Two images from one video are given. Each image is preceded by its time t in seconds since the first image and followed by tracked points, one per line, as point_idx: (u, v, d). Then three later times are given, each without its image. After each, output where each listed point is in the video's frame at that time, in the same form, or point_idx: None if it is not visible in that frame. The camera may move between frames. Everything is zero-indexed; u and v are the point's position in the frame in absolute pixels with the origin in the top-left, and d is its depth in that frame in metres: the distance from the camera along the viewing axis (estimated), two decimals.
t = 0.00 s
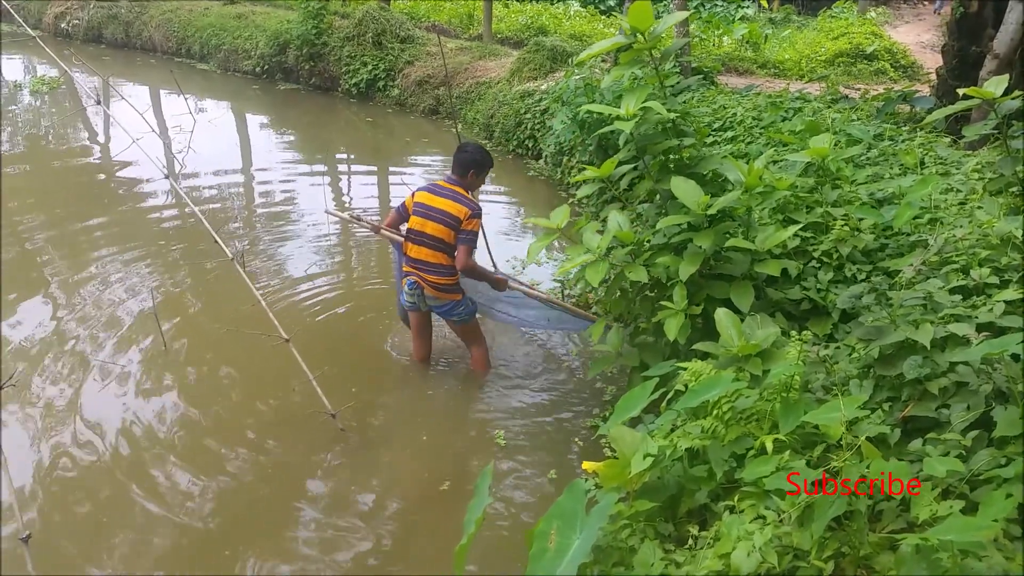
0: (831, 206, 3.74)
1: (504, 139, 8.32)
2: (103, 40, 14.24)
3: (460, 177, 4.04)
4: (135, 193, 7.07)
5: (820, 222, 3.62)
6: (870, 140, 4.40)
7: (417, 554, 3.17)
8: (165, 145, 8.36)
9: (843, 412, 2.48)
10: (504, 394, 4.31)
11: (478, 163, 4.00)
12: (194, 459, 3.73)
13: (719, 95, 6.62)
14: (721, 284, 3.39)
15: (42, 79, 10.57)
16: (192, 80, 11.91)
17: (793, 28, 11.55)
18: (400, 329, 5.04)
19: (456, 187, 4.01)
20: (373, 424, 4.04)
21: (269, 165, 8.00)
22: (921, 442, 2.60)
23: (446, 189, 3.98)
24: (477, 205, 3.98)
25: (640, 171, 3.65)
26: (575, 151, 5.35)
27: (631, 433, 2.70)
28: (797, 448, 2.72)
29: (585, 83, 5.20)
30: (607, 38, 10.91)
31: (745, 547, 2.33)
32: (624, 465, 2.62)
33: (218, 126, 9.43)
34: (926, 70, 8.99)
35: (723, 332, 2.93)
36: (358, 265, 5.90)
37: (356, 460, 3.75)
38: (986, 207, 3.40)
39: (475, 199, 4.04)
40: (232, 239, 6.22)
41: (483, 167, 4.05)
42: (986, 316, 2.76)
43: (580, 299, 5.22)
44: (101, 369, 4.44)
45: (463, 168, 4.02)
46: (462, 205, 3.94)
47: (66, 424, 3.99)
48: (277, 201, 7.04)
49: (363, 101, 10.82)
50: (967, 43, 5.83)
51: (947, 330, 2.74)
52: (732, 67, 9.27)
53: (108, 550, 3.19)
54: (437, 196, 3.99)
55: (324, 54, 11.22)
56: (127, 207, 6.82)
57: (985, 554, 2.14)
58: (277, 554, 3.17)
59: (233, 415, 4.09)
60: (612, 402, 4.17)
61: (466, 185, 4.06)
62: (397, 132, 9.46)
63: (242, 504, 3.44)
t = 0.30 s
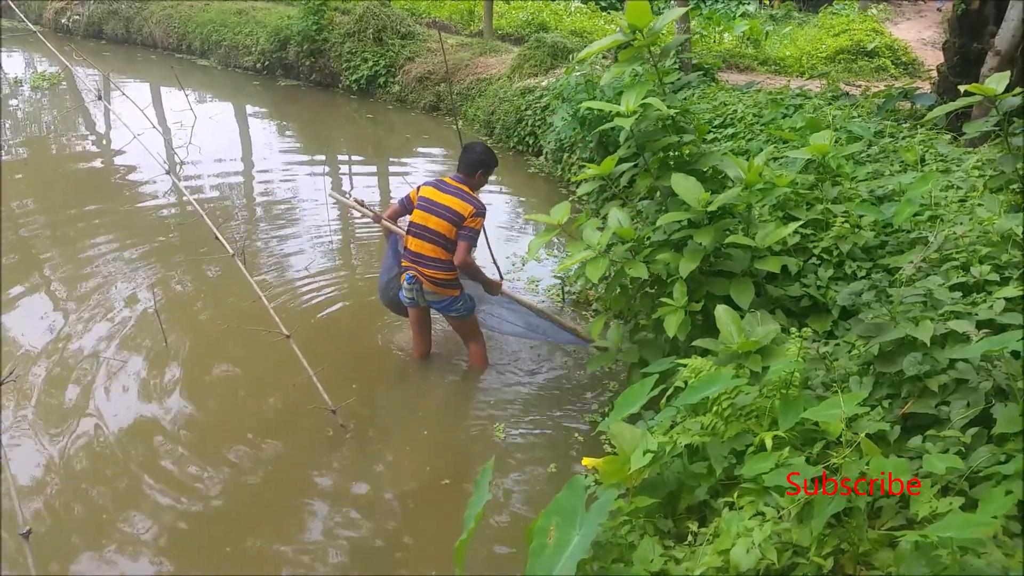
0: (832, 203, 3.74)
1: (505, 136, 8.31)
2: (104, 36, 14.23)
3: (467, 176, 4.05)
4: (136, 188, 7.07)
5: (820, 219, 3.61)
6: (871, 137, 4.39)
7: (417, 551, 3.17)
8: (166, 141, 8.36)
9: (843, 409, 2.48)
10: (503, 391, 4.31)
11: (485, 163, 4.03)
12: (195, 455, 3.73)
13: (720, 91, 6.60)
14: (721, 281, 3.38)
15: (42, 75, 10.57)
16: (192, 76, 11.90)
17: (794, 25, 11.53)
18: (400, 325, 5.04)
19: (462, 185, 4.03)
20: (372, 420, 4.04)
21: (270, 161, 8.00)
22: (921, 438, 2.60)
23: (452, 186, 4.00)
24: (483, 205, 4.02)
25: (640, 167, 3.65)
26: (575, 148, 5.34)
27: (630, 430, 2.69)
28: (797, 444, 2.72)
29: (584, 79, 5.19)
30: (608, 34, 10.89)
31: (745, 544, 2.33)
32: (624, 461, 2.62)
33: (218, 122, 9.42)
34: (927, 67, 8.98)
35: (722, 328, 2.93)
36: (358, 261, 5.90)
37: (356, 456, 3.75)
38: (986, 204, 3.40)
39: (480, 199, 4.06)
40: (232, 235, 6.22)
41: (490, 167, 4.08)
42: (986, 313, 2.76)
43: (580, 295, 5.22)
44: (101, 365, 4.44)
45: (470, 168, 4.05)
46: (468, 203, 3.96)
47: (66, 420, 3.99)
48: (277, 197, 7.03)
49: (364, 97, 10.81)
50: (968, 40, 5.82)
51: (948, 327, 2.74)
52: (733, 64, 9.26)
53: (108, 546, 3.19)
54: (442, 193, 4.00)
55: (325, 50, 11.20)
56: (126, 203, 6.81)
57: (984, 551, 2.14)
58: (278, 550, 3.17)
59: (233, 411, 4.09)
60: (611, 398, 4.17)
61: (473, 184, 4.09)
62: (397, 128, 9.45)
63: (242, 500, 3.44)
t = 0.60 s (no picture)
0: (834, 204, 3.74)
1: (506, 136, 8.31)
2: (106, 35, 14.24)
3: (476, 180, 4.07)
4: (137, 188, 7.08)
5: (822, 220, 3.61)
6: (873, 138, 4.39)
7: (418, 551, 3.17)
8: (168, 140, 8.37)
9: (845, 410, 2.47)
10: (503, 391, 4.31)
11: (491, 167, 4.05)
12: (197, 454, 3.74)
13: (722, 92, 6.60)
14: (722, 282, 3.38)
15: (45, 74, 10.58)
16: (194, 76, 11.91)
17: (797, 26, 11.52)
18: (401, 325, 5.04)
19: (469, 188, 4.05)
20: (373, 420, 4.04)
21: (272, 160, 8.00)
22: (922, 440, 2.60)
23: (459, 189, 4.02)
24: (489, 209, 4.04)
25: (643, 168, 3.65)
26: (577, 148, 5.34)
27: (632, 431, 2.70)
28: (798, 446, 2.72)
29: (587, 79, 5.19)
30: (610, 35, 10.88)
31: (746, 545, 2.33)
32: (625, 462, 2.62)
33: (221, 122, 9.43)
34: (930, 68, 8.97)
35: (724, 330, 2.93)
36: (360, 261, 5.90)
37: (357, 456, 3.76)
38: (989, 205, 3.39)
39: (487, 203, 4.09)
40: (234, 235, 6.22)
41: (497, 172, 4.11)
42: (988, 315, 2.76)
43: (581, 297, 5.22)
44: (101, 366, 4.44)
45: (478, 171, 4.08)
46: (474, 206, 3.99)
47: (67, 419, 3.99)
48: (279, 197, 7.04)
49: (366, 97, 10.81)
50: (971, 41, 5.81)
51: (950, 329, 2.73)
52: (735, 65, 9.25)
53: (109, 545, 3.19)
54: (450, 194, 4.02)
55: (327, 50, 11.21)
56: (128, 203, 6.82)
57: (986, 553, 2.13)
58: (279, 550, 3.17)
59: (235, 411, 4.09)
60: (613, 399, 4.18)
61: (480, 188, 4.12)
62: (399, 128, 9.45)
63: (244, 500, 3.45)
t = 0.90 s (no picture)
0: (837, 205, 3.73)
1: (509, 136, 8.32)
2: (109, 35, 14.26)
3: (479, 178, 4.08)
4: (140, 187, 7.08)
5: (826, 221, 3.61)
6: (877, 140, 4.39)
7: (420, 551, 3.18)
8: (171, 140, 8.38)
9: (848, 412, 2.47)
10: (506, 391, 4.31)
11: (494, 165, 4.06)
12: (200, 454, 3.74)
13: (725, 93, 6.60)
14: (726, 283, 3.38)
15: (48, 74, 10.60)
16: (197, 76, 11.92)
17: (800, 27, 11.51)
18: (404, 326, 5.05)
19: (473, 188, 4.06)
20: (376, 420, 4.04)
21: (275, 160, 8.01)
22: (926, 442, 2.60)
23: (463, 188, 4.04)
24: (493, 207, 4.06)
25: (645, 169, 3.66)
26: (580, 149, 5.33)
27: (635, 432, 2.71)
28: (802, 448, 2.71)
29: (591, 80, 5.18)
30: (613, 36, 10.88)
31: (749, 547, 2.33)
32: (629, 463, 2.62)
33: (224, 121, 9.44)
34: (933, 70, 8.96)
35: (728, 331, 2.93)
36: (363, 262, 5.91)
37: (359, 456, 3.76)
38: (994, 207, 3.39)
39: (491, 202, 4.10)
40: (237, 235, 6.22)
41: (500, 170, 4.12)
42: (992, 317, 2.75)
43: (584, 298, 5.22)
44: (104, 365, 4.44)
45: (482, 171, 4.09)
46: (478, 205, 4.00)
47: (70, 418, 3.99)
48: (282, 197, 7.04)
49: (369, 97, 10.82)
50: (975, 43, 5.81)
51: (954, 331, 2.73)
52: (737, 66, 9.24)
53: (112, 544, 3.20)
54: (455, 194, 4.03)
55: (330, 50, 11.22)
56: (130, 202, 6.82)
57: (990, 555, 2.13)
58: (282, 549, 3.18)
59: (239, 411, 4.10)
60: (615, 400, 4.18)
61: (484, 187, 4.12)
62: (402, 128, 9.46)
63: (246, 499, 3.45)
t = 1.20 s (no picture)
0: (840, 205, 3.73)
1: (512, 136, 8.32)
2: (113, 34, 14.29)
3: (480, 176, 4.09)
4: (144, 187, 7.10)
5: (829, 221, 3.61)
6: (880, 140, 4.38)
7: (422, 549, 3.18)
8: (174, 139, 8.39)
9: (851, 411, 2.47)
10: (509, 391, 4.31)
11: (495, 162, 4.06)
12: (203, 454, 3.75)
13: (729, 92, 6.59)
14: (729, 283, 3.38)
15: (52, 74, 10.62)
16: (201, 75, 11.94)
17: (803, 27, 11.49)
18: (407, 325, 5.05)
19: (475, 186, 4.06)
20: (379, 419, 4.05)
21: (278, 160, 8.02)
22: (929, 442, 2.60)
23: (465, 186, 4.04)
24: (496, 205, 4.06)
25: (648, 168, 3.66)
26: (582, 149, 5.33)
27: (637, 431, 2.70)
28: (804, 447, 2.71)
29: (593, 80, 5.18)
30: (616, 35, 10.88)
31: (752, 546, 2.33)
32: (631, 463, 2.62)
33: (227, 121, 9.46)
34: (937, 69, 8.94)
35: (730, 330, 2.93)
36: (366, 261, 5.91)
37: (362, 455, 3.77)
38: (997, 207, 3.39)
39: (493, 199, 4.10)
40: (240, 234, 6.23)
41: (501, 167, 4.12)
42: (996, 316, 2.75)
43: (587, 298, 5.22)
44: (108, 364, 4.45)
45: (484, 168, 4.09)
46: (481, 203, 4.01)
47: (73, 417, 4.00)
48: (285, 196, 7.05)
49: (372, 96, 10.83)
50: (979, 43, 5.79)
51: (957, 331, 2.73)
52: (741, 66, 9.23)
53: (115, 542, 3.21)
54: (457, 193, 4.04)
55: (333, 49, 11.23)
56: (134, 202, 6.83)
57: (993, 555, 2.13)
58: (284, 547, 3.19)
59: (242, 410, 4.11)
60: (618, 399, 4.18)
61: (485, 184, 4.13)
62: (405, 127, 9.46)
63: (249, 498, 3.46)
